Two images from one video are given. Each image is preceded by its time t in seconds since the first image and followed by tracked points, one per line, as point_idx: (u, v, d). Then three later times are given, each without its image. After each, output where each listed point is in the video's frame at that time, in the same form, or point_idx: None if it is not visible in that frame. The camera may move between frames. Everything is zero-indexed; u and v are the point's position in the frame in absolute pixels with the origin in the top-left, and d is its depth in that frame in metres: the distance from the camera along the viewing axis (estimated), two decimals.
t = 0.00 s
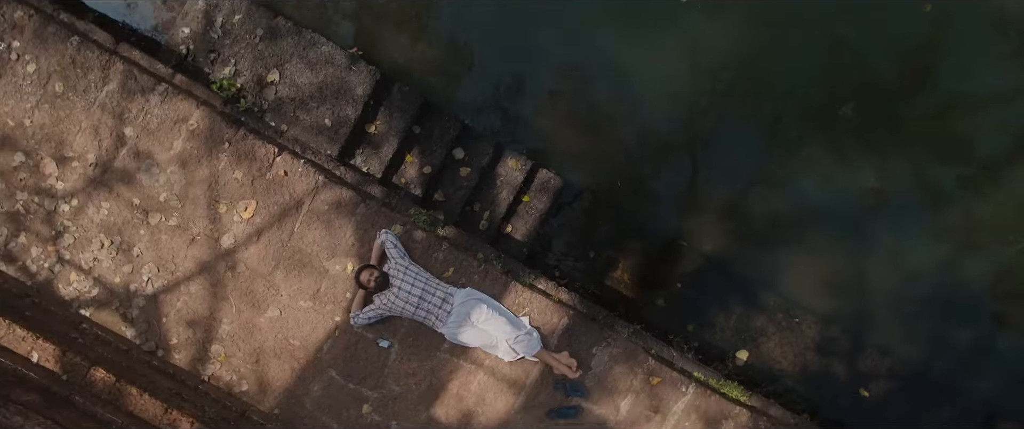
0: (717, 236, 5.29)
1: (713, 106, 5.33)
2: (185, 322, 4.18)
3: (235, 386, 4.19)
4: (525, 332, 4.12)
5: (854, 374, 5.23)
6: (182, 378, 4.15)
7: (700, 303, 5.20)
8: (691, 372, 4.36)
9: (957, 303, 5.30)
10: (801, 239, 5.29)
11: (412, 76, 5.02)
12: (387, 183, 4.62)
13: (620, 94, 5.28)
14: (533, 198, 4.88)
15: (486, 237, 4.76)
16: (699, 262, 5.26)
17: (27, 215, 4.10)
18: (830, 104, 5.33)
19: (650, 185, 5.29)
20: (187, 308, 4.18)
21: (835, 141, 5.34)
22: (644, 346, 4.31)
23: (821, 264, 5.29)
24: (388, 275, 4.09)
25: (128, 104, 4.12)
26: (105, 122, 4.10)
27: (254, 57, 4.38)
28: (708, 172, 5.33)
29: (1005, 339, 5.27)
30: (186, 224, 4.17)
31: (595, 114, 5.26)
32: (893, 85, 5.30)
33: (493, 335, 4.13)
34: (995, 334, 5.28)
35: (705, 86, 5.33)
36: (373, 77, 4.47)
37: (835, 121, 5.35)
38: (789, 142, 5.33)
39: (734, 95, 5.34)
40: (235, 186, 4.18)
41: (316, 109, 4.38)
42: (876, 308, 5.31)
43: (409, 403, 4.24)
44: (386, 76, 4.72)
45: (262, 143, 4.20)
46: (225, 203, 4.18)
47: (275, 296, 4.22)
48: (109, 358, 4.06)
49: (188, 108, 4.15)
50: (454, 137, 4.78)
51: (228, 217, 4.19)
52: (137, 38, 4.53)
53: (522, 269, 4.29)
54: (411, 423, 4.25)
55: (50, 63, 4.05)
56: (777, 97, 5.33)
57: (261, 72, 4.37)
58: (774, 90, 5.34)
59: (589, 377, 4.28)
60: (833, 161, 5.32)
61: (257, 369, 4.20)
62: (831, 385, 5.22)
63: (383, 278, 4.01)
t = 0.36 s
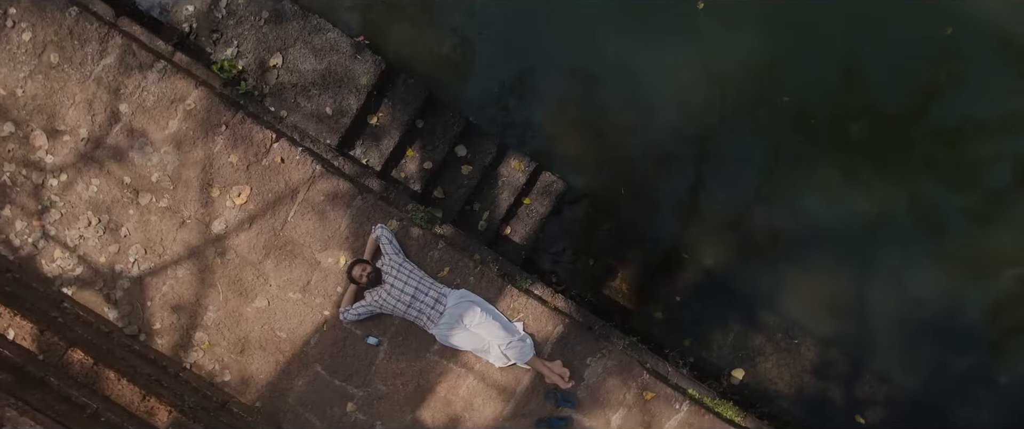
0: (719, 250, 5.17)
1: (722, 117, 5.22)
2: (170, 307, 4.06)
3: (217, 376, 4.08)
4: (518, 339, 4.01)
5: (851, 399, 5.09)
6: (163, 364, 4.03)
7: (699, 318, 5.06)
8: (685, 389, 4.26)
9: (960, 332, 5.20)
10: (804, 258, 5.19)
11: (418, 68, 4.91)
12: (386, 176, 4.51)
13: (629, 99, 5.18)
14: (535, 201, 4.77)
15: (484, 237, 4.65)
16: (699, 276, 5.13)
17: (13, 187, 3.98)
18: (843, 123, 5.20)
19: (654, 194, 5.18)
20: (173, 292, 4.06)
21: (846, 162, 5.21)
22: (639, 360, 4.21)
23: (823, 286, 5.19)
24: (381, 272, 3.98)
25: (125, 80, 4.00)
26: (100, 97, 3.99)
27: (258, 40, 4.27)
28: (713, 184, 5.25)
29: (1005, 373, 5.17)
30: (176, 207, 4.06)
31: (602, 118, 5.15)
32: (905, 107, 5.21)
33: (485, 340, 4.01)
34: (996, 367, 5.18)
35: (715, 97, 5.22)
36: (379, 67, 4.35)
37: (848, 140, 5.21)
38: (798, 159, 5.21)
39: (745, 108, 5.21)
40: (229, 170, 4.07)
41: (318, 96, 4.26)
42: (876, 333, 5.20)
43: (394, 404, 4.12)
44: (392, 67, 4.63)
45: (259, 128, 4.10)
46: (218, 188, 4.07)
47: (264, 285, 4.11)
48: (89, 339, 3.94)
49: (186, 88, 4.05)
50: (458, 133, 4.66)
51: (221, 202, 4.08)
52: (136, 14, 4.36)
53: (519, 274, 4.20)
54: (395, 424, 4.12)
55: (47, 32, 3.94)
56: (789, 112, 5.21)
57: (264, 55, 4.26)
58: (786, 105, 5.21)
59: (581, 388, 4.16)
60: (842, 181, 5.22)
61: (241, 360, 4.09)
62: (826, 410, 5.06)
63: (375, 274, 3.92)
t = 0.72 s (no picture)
0: (721, 264, 5.06)
1: (730, 128, 5.11)
2: (156, 292, 3.96)
3: (201, 365, 3.98)
4: (511, 344, 3.90)
5: (848, 423, 4.99)
6: (146, 350, 3.94)
7: (697, 332, 4.95)
8: (679, 404, 4.18)
9: (963, 361, 5.08)
10: (806, 278, 5.08)
11: (425, 62, 4.80)
12: (386, 170, 4.42)
13: (636, 106, 5.08)
14: (536, 203, 4.67)
15: (482, 238, 4.54)
16: (699, 289, 5.02)
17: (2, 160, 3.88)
18: (850, 141, 5.12)
19: (657, 204, 5.08)
20: (160, 277, 3.96)
21: (852, 180, 5.13)
22: (634, 373, 4.11)
23: (824, 307, 5.08)
24: (375, 268, 3.89)
25: (123, 56, 3.89)
26: (96, 72, 3.88)
27: (262, 23, 4.16)
28: (717, 196, 5.16)
29: (1005, 405, 5.07)
30: (169, 190, 3.95)
31: (609, 122, 5.05)
32: (916, 128, 5.10)
33: (477, 343, 3.90)
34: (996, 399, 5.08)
35: (722, 107, 5.14)
36: (384, 58, 4.25)
37: (855, 159, 5.13)
38: (806, 175, 5.11)
39: (753, 120, 5.12)
40: (225, 155, 3.96)
41: (321, 84, 4.17)
42: (877, 358, 5.10)
43: (381, 404, 4.02)
44: (397, 58, 4.52)
45: (259, 113, 3.98)
46: (213, 172, 3.96)
47: (254, 275, 4.01)
48: (71, 320, 3.84)
49: (186, 68, 3.93)
50: (462, 131, 4.57)
51: (215, 187, 3.97)
52: None
53: (515, 277, 4.11)
54: (381, 425, 4.02)
55: (45, 3, 3.82)
56: (797, 127, 5.12)
57: (268, 39, 4.16)
58: (795, 120, 5.11)
59: (573, 399, 4.05)
60: (848, 200, 5.13)
61: (226, 350, 3.99)
62: None
63: (369, 270, 3.81)
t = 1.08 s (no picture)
0: (722, 280, 4.94)
1: (739, 142, 5.01)
2: (141, 272, 3.83)
3: (182, 350, 3.85)
4: (503, 350, 3.79)
5: None
6: (126, 331, 3.78)
7: (693, 348, 4.82)
8: (671, 422, 4.04)
9: (966, 395, 4.93)
10: (808, 300, 4.97)
11: (433, 54, 4.68)
12: (386, 162, 4.28)
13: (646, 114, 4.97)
14: (537, 206, 4.56)
15: (480, 238, 4.41)
16: (699, 305, 4.90)
17: None
18: (862, 162, 4.99)
19: (660, 214, 4.98)
20: (146, 256, 3.84)
21: (862, 203, 4.99)
22: (627, 386, 3.99)
23: (825, 330, 4.95)
24: (368, 262, 3.78)
25: (123, 27, 3.77)
26: (93, 41, 3.75)
27: (268, 3, 4.05)
28: (722, 211, 5.03)
29: None
30: (161, 167, 3.83)
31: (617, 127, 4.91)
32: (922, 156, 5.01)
33: (468, 347, 3.78)
34: None
35: (733, 120, 5.03)
36: (391, 46, 4.13)
37: (866, 181, 5.00)
38: (814, 194, 4.99)
39: (764, 135, 5.00)
40: (221, 135, 3.84)
41: (325, 69, 4.05)
42: (877, 387, 4.94)
43: (365, 402, 3.89)
44: (405, 48, 4.40)
45: (259, 95, 3.87)
46: (207, 152, 3.84)
47: (242, 260, 3.88)
48: (50, 294, 3.67)
49: (186, 44, 3.82)
50: (466, 126, 4.45)
51: (208, 168, 3.85)
52: None
53: (511, 281, 4.00)
54: (363, 425, 3.88)
55: None
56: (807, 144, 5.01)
57: (273, 20, 4.05)
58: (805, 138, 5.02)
59: (563, 410, 3.93)
60: (857, 222, 5.00)
61: (209, 337, 3.86)
62: None
63: (361, 263, 3.70)
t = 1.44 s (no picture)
0: (722, 298, 4.83)
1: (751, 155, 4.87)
2: (127, 249, 3.71)
3: (163, 334, 3.74)
4: (495, 355, 3.65)
5: None
6: (106, 309, 3.64)
7: (690, 366, 4.67)
8: None
9: None
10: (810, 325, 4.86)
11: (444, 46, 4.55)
12: (387, 153, 4.16)
13: (658, 121, 4.81)
14: (540, 209, 4.47)
15: (479, 237, 4.28)
16: (698, 321, 4.77)
17: None
18: (874, 186, 4.89)
19: (665, 226, 4.86)
20: (133, 233, 3.71)
21: (870, 227, 4.89)
22: (620, 401, 3.85)
23: (825, 357, 4.83)
24: (362, 255, 3.68)
25: None
26: (94, 7, 3.63)
27: None
28: (730, 225, 4.91)
29: None
30: (154, 142, 3.70)
31: (628, 133, 4.78)
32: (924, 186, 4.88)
33: (459, 349, 3.67)
34: None
35: (746, 132, 4.86)
36: (401, 34, 4.02)
37: (876, 205, 4.90)
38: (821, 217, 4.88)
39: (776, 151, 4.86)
40: (219, 113, 3.71)
41: (331, 53, 3.93)
42: (876, 419, 4.78)
43: (349, 399, 3.76)
44: (415, 37, 4.28)
45: (261, 74, 3.73)
46: (203, 130, 3.71)
47: (232, 244, 3.76)
48: (31, 265, 3.54)
49: (190, 17, 3.68)
50: (473, 122, 4.32)
51: (204, 146, 3.72)
52: None
53: (508, 284, 3.85)
54: (345, 422, 3.75)
55: None
56: (820, 163, 4.88)
57: None
58: (819, 156, 4.87)
59: (553, 421, 3.79)
60: (864, 246, 4.89)
61: (192, 320, 3.75)
62: None
63: (355, 256, 3.61)
